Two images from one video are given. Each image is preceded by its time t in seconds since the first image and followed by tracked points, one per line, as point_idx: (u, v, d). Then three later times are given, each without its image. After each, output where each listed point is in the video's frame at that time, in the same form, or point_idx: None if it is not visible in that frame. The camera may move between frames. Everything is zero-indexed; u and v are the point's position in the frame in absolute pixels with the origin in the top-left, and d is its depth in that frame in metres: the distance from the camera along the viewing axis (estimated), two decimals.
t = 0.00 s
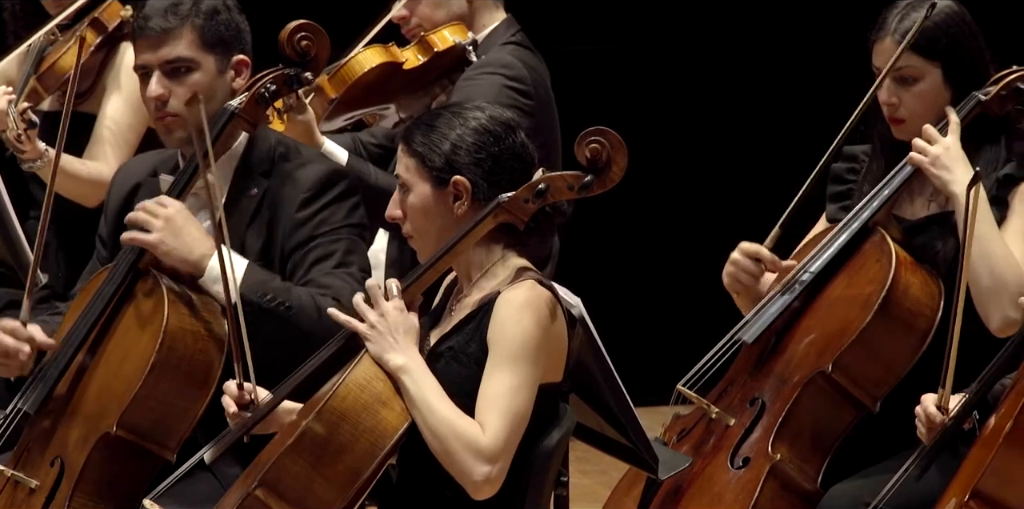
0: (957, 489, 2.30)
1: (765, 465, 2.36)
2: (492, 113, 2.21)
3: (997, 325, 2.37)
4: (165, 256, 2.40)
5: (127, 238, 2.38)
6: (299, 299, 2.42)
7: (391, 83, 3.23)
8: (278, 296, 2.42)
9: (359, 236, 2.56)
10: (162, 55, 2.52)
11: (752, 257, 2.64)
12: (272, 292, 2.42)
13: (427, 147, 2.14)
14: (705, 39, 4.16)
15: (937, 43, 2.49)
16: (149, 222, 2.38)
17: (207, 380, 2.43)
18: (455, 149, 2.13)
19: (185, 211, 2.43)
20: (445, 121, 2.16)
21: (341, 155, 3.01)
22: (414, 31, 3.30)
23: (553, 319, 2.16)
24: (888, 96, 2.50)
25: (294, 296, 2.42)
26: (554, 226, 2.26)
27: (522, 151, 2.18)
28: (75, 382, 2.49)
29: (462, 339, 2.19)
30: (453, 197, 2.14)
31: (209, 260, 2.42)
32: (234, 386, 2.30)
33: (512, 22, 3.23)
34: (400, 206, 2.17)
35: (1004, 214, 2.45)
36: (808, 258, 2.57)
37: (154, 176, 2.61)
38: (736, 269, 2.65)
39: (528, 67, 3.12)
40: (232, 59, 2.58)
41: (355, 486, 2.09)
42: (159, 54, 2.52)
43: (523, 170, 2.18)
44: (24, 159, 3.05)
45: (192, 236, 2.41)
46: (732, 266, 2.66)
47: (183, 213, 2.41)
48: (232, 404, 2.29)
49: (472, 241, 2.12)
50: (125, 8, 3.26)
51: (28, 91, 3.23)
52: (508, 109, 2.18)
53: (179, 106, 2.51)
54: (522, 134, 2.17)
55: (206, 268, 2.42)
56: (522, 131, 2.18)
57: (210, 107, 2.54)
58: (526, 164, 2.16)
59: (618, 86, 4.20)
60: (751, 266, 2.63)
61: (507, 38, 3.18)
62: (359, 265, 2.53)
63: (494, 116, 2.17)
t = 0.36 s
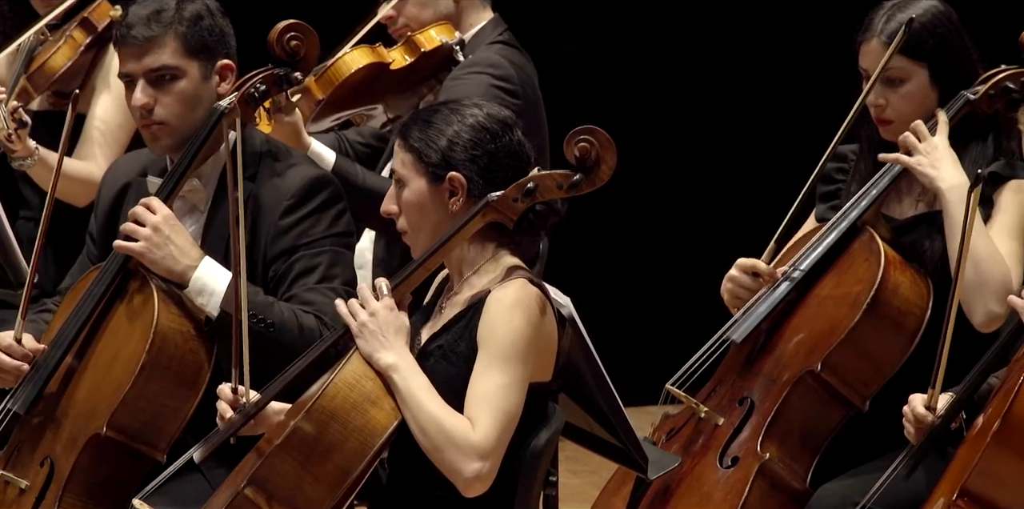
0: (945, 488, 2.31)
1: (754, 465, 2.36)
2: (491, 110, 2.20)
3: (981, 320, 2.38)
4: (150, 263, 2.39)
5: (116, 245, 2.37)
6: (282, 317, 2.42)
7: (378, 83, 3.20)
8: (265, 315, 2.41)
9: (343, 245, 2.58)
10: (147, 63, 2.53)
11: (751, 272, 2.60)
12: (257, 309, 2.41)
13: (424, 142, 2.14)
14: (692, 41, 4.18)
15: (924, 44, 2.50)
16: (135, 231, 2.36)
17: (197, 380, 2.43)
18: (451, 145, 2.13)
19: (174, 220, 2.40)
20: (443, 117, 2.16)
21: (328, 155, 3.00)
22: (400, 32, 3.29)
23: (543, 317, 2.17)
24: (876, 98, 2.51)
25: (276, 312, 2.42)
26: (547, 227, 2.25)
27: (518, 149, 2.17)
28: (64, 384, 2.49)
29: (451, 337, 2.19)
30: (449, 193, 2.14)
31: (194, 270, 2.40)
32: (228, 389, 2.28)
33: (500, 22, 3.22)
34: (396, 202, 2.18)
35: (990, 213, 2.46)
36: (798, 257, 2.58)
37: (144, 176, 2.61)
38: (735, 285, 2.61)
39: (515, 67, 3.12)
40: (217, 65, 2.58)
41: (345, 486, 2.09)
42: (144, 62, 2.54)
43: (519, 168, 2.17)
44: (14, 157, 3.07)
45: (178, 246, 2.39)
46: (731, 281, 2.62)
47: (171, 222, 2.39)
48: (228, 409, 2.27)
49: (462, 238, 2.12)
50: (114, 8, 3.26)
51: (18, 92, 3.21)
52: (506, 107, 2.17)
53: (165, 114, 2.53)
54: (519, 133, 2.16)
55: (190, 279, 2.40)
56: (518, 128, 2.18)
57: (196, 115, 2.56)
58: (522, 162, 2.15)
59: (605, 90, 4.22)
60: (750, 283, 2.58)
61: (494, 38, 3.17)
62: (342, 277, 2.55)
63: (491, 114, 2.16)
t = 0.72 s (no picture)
0: (936, 488, 2.31)
1: (745, 465, 2.36)
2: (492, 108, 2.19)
3: (972, 319, 2.37)
4: (141, 266, 2.37)
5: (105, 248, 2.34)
6: (273, 316, 2.41)
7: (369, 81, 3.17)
8: (254, 313, 2.40)
9: (334, 244, 2.57)
10: (135, 67, 2.53)
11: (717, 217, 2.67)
12: (247, 308, 2.40)
13: (422, 138, 2.13)
14: (682, 40, 4.17)
15: (917, 43, 2.49)
16: (125, 234, 2.34)
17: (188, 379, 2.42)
18: (449, 142, 2.12)
19: (163, 222, 2.37)
20: (443, 113, 2.15)
21: (319, 150, 2.91)
22: (392, 30, 3.29)
23: (532, 313, 2.16)
24: (868, 96, 2.50)
25: (267, 312, 2.41)
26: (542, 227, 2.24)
27: (517, 149, 2.16)
28: (54, 383, 2.49)
29: (441, 336, 2.19)
30: (445, 190, 2.13)
31: (185, 272, 2.37)
32: (200, 316, 2.22)
33: (491, 21, 3.22)
34: (393, 196, 2.16)
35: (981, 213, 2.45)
36: (789, 255, 2.56)
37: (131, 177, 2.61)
38: (697, 225, 2.70)
39: (506, 66, 3.11)
40: (204, 66, 2.58)
41: (334, 486, 2.09)
42: (131, 66, 2.54)
43: (516, 167, 2.15)
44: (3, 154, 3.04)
45: (168, 248, 2.37)
46: (695, 220, 2.70)
47: (160, 224, 2.36)
48: (194, 336, 2.22)
49: (452, 236, 2.11)
50: (103, 8, 3.26)
51: (8, 90, 3.22)
52: (507, 106, 2.16)
53: (155, 117, 2.52)
54: (517, 132, 2.14)
55: (181, 280, 2.37)
56: (517, 128, 2.16)
57: (185, 117, 2.56)
58: (519, 161, 2.13)
59: (596, 90, 4.22)
60: (712, 226, 2.66)
61: (485, 37, 3.17)
62: (334, 277, 2.55)
63: (490, 113, 2.14)
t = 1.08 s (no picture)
0: (926, 489, 2.31)
1: (736, 466, 2.36)
2: (476, 109, 2.20)
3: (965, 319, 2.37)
4: (139, 272, 2.39)
5: (102, 254, 2.36)
6: (272, 321, 2.41)
7: (360, 80, 3.15)
8: (254, 320, 2.40)
9: (332, 243, 2.55)
10: (135, 65, 2.50)
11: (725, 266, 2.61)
12: (246, 315, 2.40)
13: (407, 140, 2.13)
14: (682, 40, 4.14)
15: (909, 45, 2.49)
16: (123, 241, 2.35)
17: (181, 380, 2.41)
18: (434, 144, 2.13)
19: (160, 229, 2.39)
20: (426, 115, 2.16)
21: (310, 149, 2.94)
22: (383, 30, 3.29)
23: (523, 315, 2.16)
24: (859, 98, 2.50)
25: (269, 319, 2.41)
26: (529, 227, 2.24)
27: (501, 148, 2.17)
28: (46, 386, 2.47)
29: (433, 338, 2.19)
30: (431, 192, 2.13)
31: (183, 279, 2.40)
32: (201, 382, 2.25)
33: (483, 22, 3.23)
34: (378, 199, 2.17)
35: (971, 213, 2.45)
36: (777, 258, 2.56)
37: (121, 177, 2.62)
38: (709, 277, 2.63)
39: (496, 67, 3.12)
40: (202, 66, 2.56)
41: (325, 488, 2.09)
42: (131, 64, 2.51)
43: (501, 168, 2.16)
44: None
45: (165, 254, 2.39)
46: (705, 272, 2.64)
47: (156, 231, 2.38)
48: (197, 399, 2.25)
49: (442, 239, 2.12)
50: (93, 9, 3.25)
51: None
52: (490, 107, 2.17)
53: (154, 116, 2.51)
54: (502, 132, 2.16)
55: (180, 288, 2.40)
56: (502, 128, 2.17)
57: (182, 117, 2.54)
58: (504, 162, 2.15)
59: (589, 92, 4.22)
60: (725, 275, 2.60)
61: (477, 38, 3.17)
62: (332, 276, 2.53)
63: (474, 113, 2.16)
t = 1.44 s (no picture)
0: (916, 489, 2.30)
1: (726, 467, 2.36)
2: (456, 108, 2.22)
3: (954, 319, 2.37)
4: (132, 273, 2.38)
5: (95, 252, 2.36)
6: (268, 320, 2.41)
7: (352, 80, 3.18)
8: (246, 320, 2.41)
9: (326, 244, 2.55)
10: (130, 64, 2.50)
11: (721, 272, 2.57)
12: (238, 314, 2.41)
13: (389, 142, 2.15)
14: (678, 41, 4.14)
15: (900, 46, 2.48)
16: (118, 240, 2.35)
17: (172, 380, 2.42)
18: (417, 145, 2.15)
19: (154, 229, 2.39)
20: (408, 116, 2.17)
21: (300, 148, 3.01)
22: (375, 30, 3.29)
23: (512, 314, 2.16)
24: (850, 100, 2.51)
25: (264, 319, 2.41)
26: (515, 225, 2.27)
27: (484, 147, 2.19)
28: (37, 386, 2.47)
29: (420, 336, 2.19)
30: (415, 193, 2.15)
31: (178, 280, 2.41)
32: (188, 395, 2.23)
33: (474, 21, 3.22)
34: (361, 202, 2.18)
35: (961, 215, 2.45)
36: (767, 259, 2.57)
37: (112, 176, 2.62)
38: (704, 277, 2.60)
39: (488, 67, 3.12)
40: (197, 66, 2.56)
41: (315, 487, 2.09)
42: (127, 63, 2.50)
43: (484, 167, 2.19)
44: None
45: (160, 255, 2.39)
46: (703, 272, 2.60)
47: (151, 230, 2.38)
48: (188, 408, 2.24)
49: (428, 239, 2.13)
50: (82, 9, 3.28)
51: None
52: (471, 106, 2.19)
53: (149, 114, 2.51)
54: (484, 131, 2.18)
55: (174, 289, 2.41)
56: (484, 127, 2.20)
57: (176, 116, 2.53)
58: (487, 161, 2.17)
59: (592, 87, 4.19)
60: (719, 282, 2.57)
61: (468, 38, 3.17)
62: (327, 277, 2.52)
63: (456, 112, 2.18)
